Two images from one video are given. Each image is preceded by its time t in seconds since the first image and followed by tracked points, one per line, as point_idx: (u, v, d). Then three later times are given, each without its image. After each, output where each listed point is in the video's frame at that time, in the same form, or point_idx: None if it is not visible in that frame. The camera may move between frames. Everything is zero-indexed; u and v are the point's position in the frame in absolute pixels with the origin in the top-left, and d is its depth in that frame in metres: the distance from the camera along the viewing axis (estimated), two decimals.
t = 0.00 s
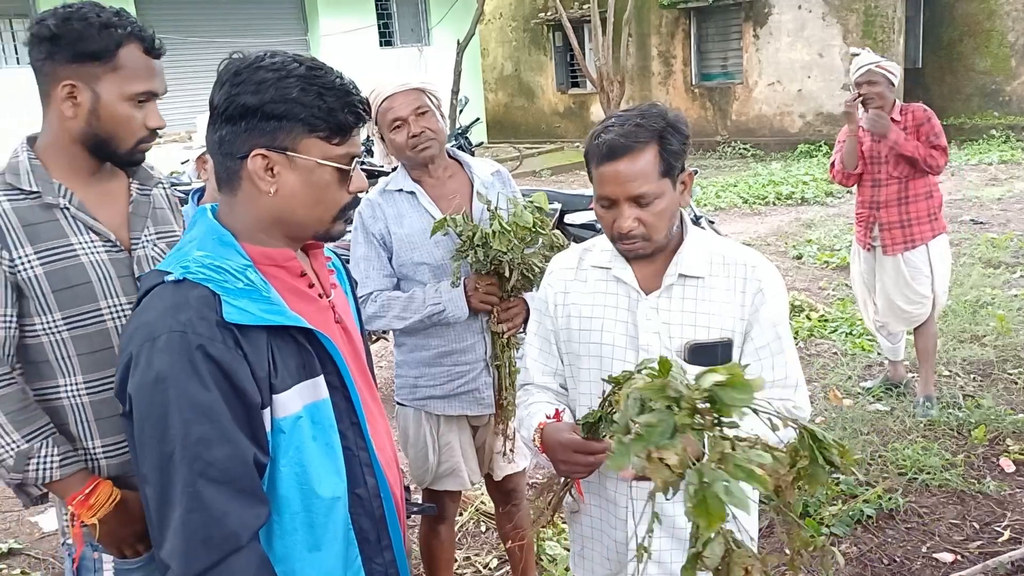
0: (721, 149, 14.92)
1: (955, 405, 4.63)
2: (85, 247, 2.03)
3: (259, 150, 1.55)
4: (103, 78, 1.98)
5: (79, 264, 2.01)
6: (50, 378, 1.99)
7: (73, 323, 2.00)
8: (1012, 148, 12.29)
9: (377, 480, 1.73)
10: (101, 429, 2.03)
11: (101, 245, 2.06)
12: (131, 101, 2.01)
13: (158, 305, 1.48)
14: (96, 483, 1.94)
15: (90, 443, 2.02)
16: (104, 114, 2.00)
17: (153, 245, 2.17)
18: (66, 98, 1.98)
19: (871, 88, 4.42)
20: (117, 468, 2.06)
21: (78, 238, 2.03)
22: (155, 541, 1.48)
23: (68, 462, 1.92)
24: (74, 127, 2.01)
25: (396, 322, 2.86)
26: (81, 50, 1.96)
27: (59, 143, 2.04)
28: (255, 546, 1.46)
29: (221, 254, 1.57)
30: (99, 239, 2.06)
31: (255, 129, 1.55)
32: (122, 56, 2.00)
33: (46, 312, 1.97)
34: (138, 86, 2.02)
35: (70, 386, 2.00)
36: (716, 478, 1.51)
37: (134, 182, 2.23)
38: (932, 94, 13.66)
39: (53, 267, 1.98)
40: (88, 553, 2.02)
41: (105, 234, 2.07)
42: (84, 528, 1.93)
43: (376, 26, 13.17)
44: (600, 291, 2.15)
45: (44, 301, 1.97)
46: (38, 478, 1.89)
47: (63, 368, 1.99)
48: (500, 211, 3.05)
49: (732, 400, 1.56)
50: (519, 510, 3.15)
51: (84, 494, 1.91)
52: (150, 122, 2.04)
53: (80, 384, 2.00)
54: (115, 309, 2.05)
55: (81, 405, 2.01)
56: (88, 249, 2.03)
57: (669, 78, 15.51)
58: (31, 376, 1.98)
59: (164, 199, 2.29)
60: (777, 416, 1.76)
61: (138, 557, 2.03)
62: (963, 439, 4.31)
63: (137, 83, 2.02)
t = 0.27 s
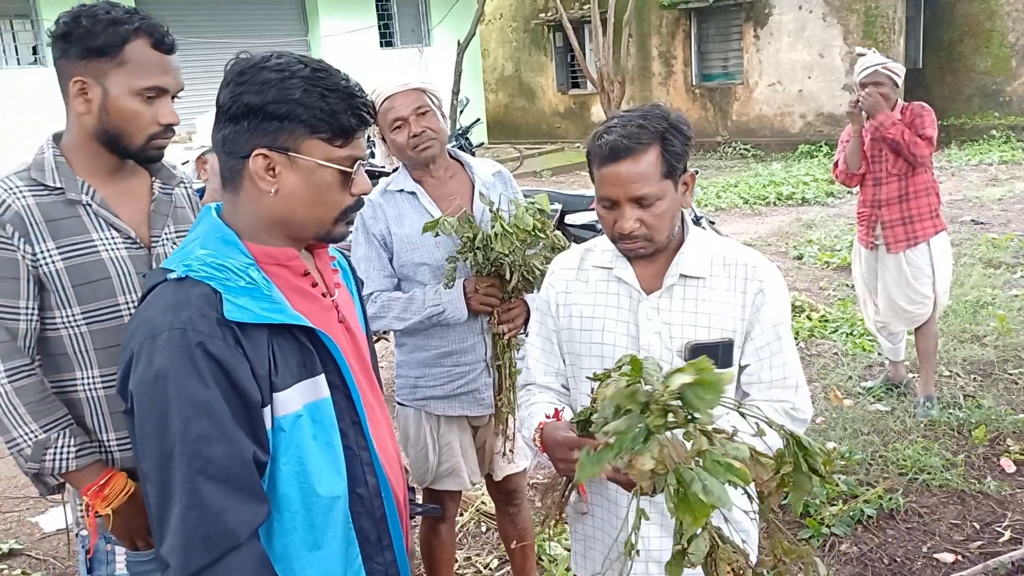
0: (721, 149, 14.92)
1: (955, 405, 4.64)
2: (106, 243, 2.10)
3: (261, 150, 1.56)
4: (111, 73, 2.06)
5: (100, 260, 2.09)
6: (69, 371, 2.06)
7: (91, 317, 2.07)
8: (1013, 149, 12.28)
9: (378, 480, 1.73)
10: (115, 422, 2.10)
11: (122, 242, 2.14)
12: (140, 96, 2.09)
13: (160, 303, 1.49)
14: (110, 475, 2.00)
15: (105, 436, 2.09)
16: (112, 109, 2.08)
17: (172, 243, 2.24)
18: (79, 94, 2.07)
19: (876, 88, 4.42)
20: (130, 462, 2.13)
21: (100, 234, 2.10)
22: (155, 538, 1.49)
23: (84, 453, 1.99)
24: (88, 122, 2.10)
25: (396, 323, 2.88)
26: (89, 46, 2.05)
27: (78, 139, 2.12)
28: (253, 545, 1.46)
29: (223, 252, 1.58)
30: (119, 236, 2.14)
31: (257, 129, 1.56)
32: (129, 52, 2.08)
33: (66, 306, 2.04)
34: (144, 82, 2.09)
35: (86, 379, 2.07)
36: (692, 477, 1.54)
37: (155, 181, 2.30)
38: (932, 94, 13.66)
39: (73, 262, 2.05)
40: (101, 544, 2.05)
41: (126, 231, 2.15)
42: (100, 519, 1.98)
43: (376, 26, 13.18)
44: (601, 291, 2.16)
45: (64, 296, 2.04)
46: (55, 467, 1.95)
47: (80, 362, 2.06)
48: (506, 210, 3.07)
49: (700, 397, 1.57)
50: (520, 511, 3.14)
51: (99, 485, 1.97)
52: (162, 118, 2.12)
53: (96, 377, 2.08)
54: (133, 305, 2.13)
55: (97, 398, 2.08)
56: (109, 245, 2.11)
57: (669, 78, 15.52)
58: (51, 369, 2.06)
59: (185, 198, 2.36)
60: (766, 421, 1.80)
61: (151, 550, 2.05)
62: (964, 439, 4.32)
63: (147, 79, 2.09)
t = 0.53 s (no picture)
0: (722, 150, 14.92)
1: (956, 405, 4.64)
2: (110, 240, 2.12)
3: (268, 150, 1.56)
4: (116, 71, 2.07)
5: (104, 258, 2.11)
6: (72, 368, 2.08)
7: (94, 314, 2.09)
8: (1013, 149, 12.29)
9: (380, 479, 1.74)
10: (116, 420, 2.11)
11: (127, 240, 2.15)
12: (143, 94, 2.09)
13: (164, 301, 1.50)
14: (109, 472, 2.01)
15: (105, 434, 2.10)
16: (117, 107, 2.09)
17: (178, 243, 2.25)
18: (84, 93, 2.09)
19: (877, 88, 4.42)
20: (130, 460, 2.13)
21: (105, 232, 2.12)
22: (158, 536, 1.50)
23: (83, 450, 2.00)
24: (94, 120, 2.11)
25: (398, 323, 2.89)
26: (94, 43, 2.06)
27: (86, 138, 2.14)
28: (254, 543, 1.47)
29: (228, 251, 1.58)
30: (124, 235, 2.15)
31: (264, 129, 1.56)
32: (133, 50, 2.08)
33: (69, 302, 2.07)
34: (148, 79, 2.09)
35: (88, 376, 2.09)
36: (639, 472, 1.58)
37: (163, 182, 2.31)
38: (933, 94, 13.66)
39: (77, 259, 2.07)
40: (101, 542, 2.07)
41: (132, 230, 2.16)
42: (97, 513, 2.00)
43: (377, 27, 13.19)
44: (603, 290, 2.17)
45: (67, 292, 2.07)
46: (53, 463, 1.97)
47: (82, 359, 2.08)
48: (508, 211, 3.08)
49: (655, 394, 1.58)
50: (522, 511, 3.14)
51: (97, 483, 1.98)
52: (166, 117, 2.12)
53: (98, 375, 2.09)
54: (137, 304, 2.15)
55: (98, 395, 2.09)
56: (114, 243, 2.13)
57: (670, 79, 15.52)
58: (54, 365, 2.08)
59: (194, 199, 2.37)
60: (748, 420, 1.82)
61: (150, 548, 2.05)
62: (965, 439, 4.32)
63: (150, 77, 2.10)
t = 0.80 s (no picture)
0: (726, 150, 14.91)
1: (961, 406, 4.64)
2: (113, 240, 2.14)
3: (276, 151, 1.57)
4: (102, 71, 2.10)
5: (106, 258, 2.12)
6: (72, 366, 2.11)
7: (94, 314, 2.11)
8: (1018, 149, 12.28)
9: (386, 479, 1.74)
10: (113, 420, 2.13)
11: (131, 241, 2.17)
12: (129, 91, 2.10)
13: (172, 302, 1.51)
14: (103, 471, 2.03)
15: (102, 434, 2.12)
16: (106, 106, 2.11)
17: (184, 244, 2.26)
18: (78, 95, 2.13)
19: (879, 89, 4.39)
20: (127, 460, 2.15)
21: (108, 232, 2.14)
22: (168, 535, 1.51)
23: (77, 449, 2.02)
24: (89, 121, 2.15)
25: (402, 323, 2.89)
26: (82, 46, 2.11)
27: (92, 140, 2.18)
28: (263, 542, 1.48)
29: (236, 251, 1.59)
30: (128, 235, 2.17)
31: (273, 130, 1.57)
32: (115, 47, 2.11)
33: (70, 301, 2.09)
34: (129, 74, 2.10)
35: (87, 376, 2.11)
36: (589, 433, 1.59)
37: (172, 184, 2.32)
38: (937, 94, 13.65)
39: (79, 258, 2.09)
40: (97, 541, 2.09)
41: (136, 230, 2.18)
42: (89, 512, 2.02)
43: (381, 27, 13.21)
44: (608, 290, 2.17)
45: (69, 291, 2.09)
46: (46, 461, 1.98)
47: (82, 357, 2.10)
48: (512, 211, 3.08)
49: (598, 349, 1.61)
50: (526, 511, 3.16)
51: (90, 483, 2.00)
52: (156, 112, 2.13)
53: (96, 374, 2.11)
54: (138, 305, 2.16)
55: (96, 395, 2.11)
56: (117, 242, 2.14)
57: (673, 79, 15.52)
58: (55, 361, 2.12)
59: (203, 201, 2.38)
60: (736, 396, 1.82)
61: (144, 550, 2.08)
62: (970, 440, 4.32)
63: (135, 73, 2.11)
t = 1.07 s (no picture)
0: (728, 151, 14.89)
1: (963, 407, 4.63)
2: (111, 240, 2.14)
3: (283, 151, 1.57)
4: (78, 67, 2.15)
5: (103, 258, 2.13)
6: (69, 364, 2.13)
7: (91, 313, 2.12)
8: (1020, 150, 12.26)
9: (392, 478, 1.74)
10: (109, 420, 2.13)
11: (130, 240, 2.17)
12: (100, 82, 2.13)
13: (180, 302, 1.51)
14: (92, 471, 2.04)
15: (96, 433, 2.13)
16: (83, 99, 2.14)
17: (187, 245, 2.25)
18: (68, 96, 2.20)
19: (879, 90, 4.43)
20: (121, 461, 2.15)
21: (107, 232, 2.15)
22: (175, 535, 1.51)
23: (67, 447, 2.02)
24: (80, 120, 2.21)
25: (405, 323, 2.89)
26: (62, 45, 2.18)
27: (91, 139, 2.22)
28: (272, 542, 1.48)
29: (243, 252, 1.59)
30: (127, 235, 2.17)
31: (280, 130, 1.57)
32: (86, 40, 2.15)
33: (68, 300, 2.11)
34: (98, 64, 2.13)
35: (84, 374, 2.12)
36: (582, 458, 1.59)
37: (178, 184, 2.33)
38: (939, 95, 13.63)
39: (76, 258, 2.11)
40: (91, 541, 2.16)
41: (135, 230, 2.18)
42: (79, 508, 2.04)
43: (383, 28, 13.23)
44: (613, 289, 2.17)
45: (67, 289, 2.11)
46: (38, 458, 2.00)
47: (79, 356, 2.12)
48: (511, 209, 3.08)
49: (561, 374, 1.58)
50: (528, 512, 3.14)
51: (78, 481, 2.01)
52: (127, 100, 2.14)
53: (93, 374, 2.11)
54: (133, 305, 2.16)
55: (91, 394, 2.12)
56: (115, 242, 2.15)
57: (675, 79, 15.51)
58: (53, 359, 2.15)
59: (212, 202, 2.36)
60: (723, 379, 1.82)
61: (137, 551, 2.08)
62: (972, 441, 4.31)
63: (106, 62, 2.14)
